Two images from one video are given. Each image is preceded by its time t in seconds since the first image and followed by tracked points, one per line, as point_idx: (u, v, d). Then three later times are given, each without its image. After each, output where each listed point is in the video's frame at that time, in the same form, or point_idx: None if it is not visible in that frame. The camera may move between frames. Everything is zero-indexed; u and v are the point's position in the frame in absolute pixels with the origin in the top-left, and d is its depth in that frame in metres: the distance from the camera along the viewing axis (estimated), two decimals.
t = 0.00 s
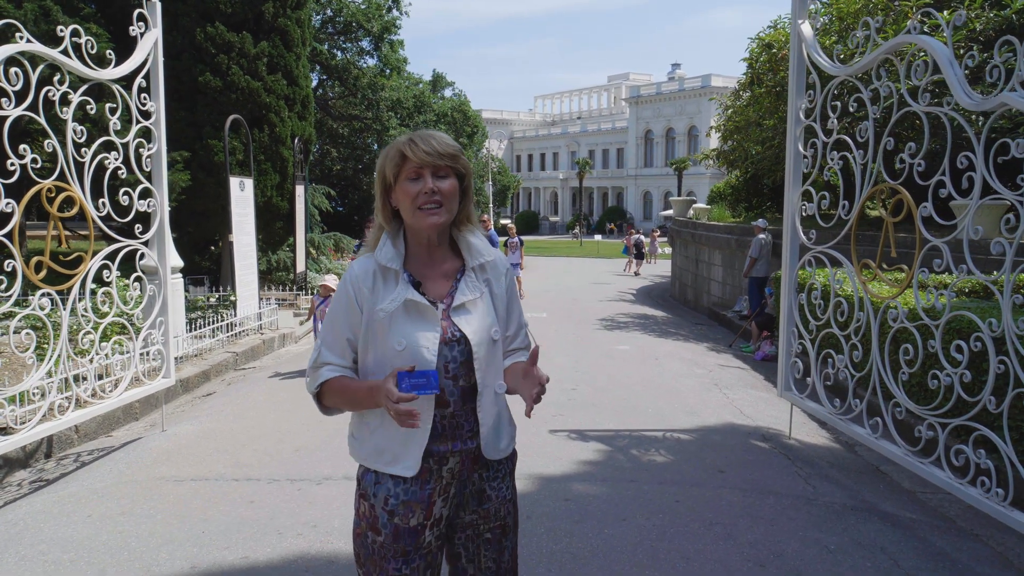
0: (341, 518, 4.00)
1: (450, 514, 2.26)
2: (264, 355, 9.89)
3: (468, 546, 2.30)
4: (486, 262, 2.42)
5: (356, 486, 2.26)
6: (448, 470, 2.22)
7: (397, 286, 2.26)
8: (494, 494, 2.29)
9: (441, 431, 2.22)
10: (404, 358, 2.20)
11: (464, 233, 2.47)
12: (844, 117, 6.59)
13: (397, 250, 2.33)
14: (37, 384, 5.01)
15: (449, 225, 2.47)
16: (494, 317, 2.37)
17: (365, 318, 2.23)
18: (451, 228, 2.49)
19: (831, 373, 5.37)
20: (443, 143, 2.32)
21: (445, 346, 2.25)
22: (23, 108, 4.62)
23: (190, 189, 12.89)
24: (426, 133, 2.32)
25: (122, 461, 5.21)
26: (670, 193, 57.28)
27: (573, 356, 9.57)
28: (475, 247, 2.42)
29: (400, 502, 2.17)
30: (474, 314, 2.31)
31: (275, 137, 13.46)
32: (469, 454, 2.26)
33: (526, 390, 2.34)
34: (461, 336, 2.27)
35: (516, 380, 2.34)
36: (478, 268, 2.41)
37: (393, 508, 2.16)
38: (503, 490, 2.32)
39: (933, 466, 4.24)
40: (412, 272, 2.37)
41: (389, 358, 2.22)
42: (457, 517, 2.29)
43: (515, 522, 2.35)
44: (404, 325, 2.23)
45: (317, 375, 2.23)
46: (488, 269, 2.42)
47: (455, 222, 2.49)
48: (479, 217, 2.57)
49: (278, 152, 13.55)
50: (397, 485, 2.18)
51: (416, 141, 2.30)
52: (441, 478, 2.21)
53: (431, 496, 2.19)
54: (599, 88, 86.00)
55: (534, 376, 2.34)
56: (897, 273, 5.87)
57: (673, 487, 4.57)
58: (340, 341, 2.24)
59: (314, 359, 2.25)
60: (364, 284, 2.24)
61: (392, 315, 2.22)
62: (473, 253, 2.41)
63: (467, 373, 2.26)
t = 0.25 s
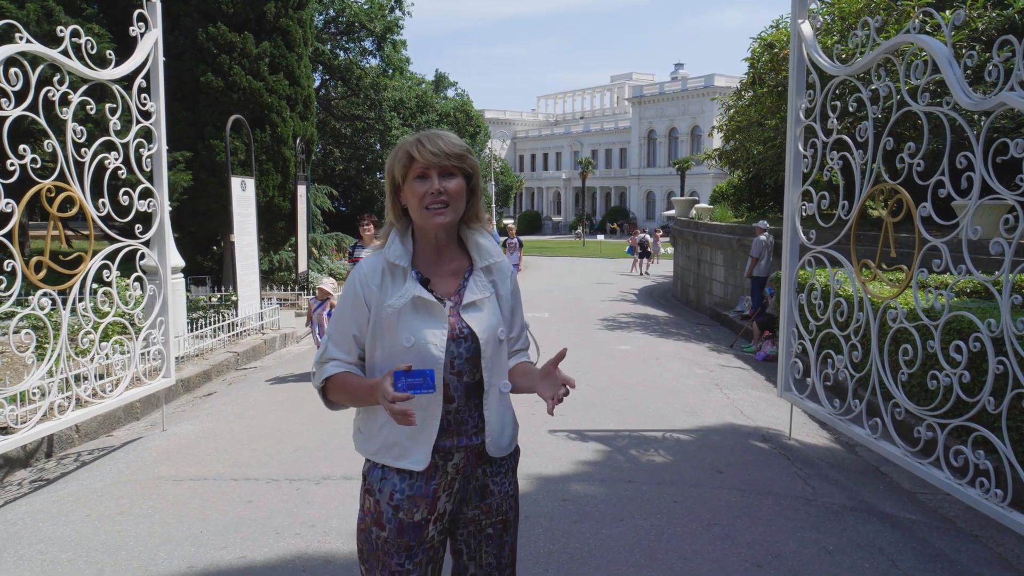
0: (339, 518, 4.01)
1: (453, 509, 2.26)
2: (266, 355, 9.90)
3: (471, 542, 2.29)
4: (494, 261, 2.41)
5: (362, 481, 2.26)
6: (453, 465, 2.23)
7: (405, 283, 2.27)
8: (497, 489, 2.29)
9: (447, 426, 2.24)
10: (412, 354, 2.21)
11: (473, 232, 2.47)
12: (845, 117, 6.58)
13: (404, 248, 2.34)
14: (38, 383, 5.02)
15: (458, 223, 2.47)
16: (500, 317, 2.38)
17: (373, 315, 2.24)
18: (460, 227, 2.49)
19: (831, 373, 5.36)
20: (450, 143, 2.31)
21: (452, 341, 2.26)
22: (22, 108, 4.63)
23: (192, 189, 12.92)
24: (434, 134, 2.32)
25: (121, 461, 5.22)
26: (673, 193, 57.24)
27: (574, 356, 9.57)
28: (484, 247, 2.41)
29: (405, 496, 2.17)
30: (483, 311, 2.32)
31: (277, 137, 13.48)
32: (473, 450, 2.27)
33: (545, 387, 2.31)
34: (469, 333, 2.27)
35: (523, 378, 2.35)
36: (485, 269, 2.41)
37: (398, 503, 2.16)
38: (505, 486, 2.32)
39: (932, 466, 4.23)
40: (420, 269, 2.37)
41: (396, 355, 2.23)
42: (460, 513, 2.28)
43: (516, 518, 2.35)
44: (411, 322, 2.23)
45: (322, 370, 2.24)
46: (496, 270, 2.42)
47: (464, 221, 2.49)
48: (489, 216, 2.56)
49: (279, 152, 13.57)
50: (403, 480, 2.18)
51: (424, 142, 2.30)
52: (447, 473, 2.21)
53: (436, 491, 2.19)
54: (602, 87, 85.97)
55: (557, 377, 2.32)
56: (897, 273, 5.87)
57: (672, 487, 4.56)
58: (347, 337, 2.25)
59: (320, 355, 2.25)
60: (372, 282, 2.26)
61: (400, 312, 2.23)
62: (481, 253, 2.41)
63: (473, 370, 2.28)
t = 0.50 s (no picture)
0: (338, 518, 4.01)
1: (456, 505, 2.26)
2: (268, 354, 9.91)
3: (473, 538, 2.30)
4: (500, 261, 2.42)
5: (368, 475, 2.26)
6: (458, 461, 2.22)
7: (412, 280, 2.27)
8: (500, 485, 2.29)
9: (453, 421, 2.23)
10: (420, 351, 2.21)
11: (478, 231, 2.47)
12: (846, 117, 6.57)
13: (411, 247, 2.34)
14: (38, 383, 5.03)
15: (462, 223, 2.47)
16: (507, 314, 2.37)
17: (381, 312, 2.25)
18: (465, 226, 2.49)
19: (831, 374, 5.35)
20: (455, 145, 2.31)
21: (459, 338, 2.26)
22: (23, 109, 4.63)
23: (195, 189, 12.94)
24: (437, 135, 2.32)
25: (122, 460, 5.23)
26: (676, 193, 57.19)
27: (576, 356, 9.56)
28: (490, 247, 2.41)
29: (410, 492, 2.17)
30: (491, 308, 2.32)
31: (279, 137, 13.50)
32: (479, 446, 2.26)
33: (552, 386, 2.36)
34: (476, 329, 2.28)
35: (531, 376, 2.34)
36: (492, 267, 2.41)
37: (402, 499, 2.17)
38: (508, 482, 2.32)
39: (932, 467, 4.22)
40: (426, 267, 2.37)
41: (404, 351, 2.22)
42: (463, 508, 2.28)
43: (518, 514, 2.35)
44: (419, 319, 2.23)
45: (330, 368, 2.24)
46: (502, 268, 2.42)
47: (469, 220, 2.49)
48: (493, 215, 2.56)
49: (282, 152, 13.58)
50: (408, 476, 2.18)
51: (428, 144, 2.30)
52: (451, 469, 2.21)
53: (440, 487, 2.19)
54: (606, 87, 85.92)
55: (565, 375, 2.37)
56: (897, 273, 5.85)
57: (671, 488, 4.56)
58: (355, 334, 2.25)
59: (328, 351, 2.25)
60: (380, 280, 2.26)
61: (408, 308, 2.23)
62: (487, 252, 2.41)
63: (480, 366, 2.28)
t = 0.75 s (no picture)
0: (337, 518, 4.01)
1: (461, 502, 2.26)
2: (270, 354, 9.92)
3: (476, 535, 2.29)
4: (504, 259, 2.41)
5: (374, 472, 2.25)
6: (463, 457, 2.23)
7: (416, 279, 2.28)
8: (504, 481, 2.29)
9: (458, 417, 2.23)
10: (425, 348, 2.20)
11: (481, 228, 2.47)
12: (848, 117, 6.55)
13: (415, 246, 2.34)
14: (39, 382, 5.03)
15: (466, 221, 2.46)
16: (512, 312, 2.37)
17: (386, 311, 2.24)
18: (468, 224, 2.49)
19: (833, 374, 5.34)
20: (453, 147, 2.30)
21: (464, 335, 2.26)
22: (24, 108, 4.63)
23: (198, 189, 12.97)
24: (435, 137, 2.31)
25: (123, 459, 5.23)
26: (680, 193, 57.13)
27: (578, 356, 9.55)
28: (494, 245, 2.41)
29: (415, 488, 2.17)
30: (496, 306, 2.31)
31: (282, 137, 13.52)
32: (484, 442, 2.27)
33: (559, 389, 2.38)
34: (480, 327, 2.27)
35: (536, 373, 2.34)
36: (496, 265, 2.40)
37: (408, 495, 2.16)
38: (513, 478, 2.32)
39: (933, 468, 4.20)
40: (430, 265, 2.37)
41: (409, 349, 2.22)
42: (467, 505, 2.28)
43: (522, 511, 2.34)
44: (424, 317, 2.23)
45: (337, 366, 2.24)
46: (506, 265, 2.41)
47: (471, 217, 2.49)
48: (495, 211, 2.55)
49: (285, 152, 13.61)
50: (414, 473, 2.18)
51: (425, 148, 2.29)
52: (457, 466, 2.21)
53: (446, 483, 2.19)
54: (609, 87, 85.87)
55: (575, 379, 2.39)
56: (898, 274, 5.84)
57: (671, 488, 4.55)
58: (361, 333, 2.25)
59: (335, 351, 2.26)
60: (384, 279, 2.27)
61: (412, 305, 2.23)
62: (490, 250, 2.41)
63: (484, 362, 2.28)
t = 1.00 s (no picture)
0: (336, 517, 4.01)
1: (465, 501, 2.25)
2: (272, 354, 9.92)
3: (481, 534, 2.29)
4: (506, 260, 2.41)
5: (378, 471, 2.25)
6: (468, 456, 2.22)
7: (418, 278, 2.27)
8: (509, 481, 2.28)
9: (462, 416, 2.23)
10: (426, 348, 2.20)
11: (483, 229, 2.46)
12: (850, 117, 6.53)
13: (417, 246, 2.34)
14: (41, 382, 5.04)
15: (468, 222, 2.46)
16: (514, 312, 2.36)
17: (388, 312, 2.25)
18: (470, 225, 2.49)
19: (835, 374, 5.33)
20: (458, 146, 2.30)
21: (466, 334, 2.25)
22: (26, 108, 4.63)
23: (200, 188, 12.98)
24: (441, 136, 2.32)
25: (124, 458, 5.24)
26: (683, 193, 57.08)
27: (579, 356, 9.55)
28: (496, 245, 2.41)
29: (419, 487, 2.17)
30: (498, 305, 2.31)
31: (284, 137, 13.53)
32: (488, 441, 2.26)
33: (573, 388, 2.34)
34: (483, 326, 2.27)
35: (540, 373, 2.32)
36: (498, 265, 2.40)
37: (412, 494, 2.16)
38: (518, 477, 2.32)
39: (935, 469, 4.19)
40: (433, 265, 2.37)
41: (410, 350, 2.22)
42: (472, 504, 2.28)
43: (526, 510, 2.34)
44: (425, 317, 2.23)
45: (339, 368, 2.25)
46: (508, 265, 2.40)
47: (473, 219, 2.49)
48: (496, 214, 2.55)
49: (287, 151, 13.62)
50: (418, 471, 2.18)
51: (432, 145, 2.29)
52: (461, 464, 2.21)
53: (450, 482, 2.19)
54: (612, 87, 85.78)
55: (586, 383, 2.34)
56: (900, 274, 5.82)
57: (672, 489, 4.54)
58: (363, 334, 2.26)
59: (339, 352, 2.27)
60: (386, 281, 2.27)
61: (414, 306, 2.23)
62: (493, 250, 2.40)
63: (487, 361, 2.27)
